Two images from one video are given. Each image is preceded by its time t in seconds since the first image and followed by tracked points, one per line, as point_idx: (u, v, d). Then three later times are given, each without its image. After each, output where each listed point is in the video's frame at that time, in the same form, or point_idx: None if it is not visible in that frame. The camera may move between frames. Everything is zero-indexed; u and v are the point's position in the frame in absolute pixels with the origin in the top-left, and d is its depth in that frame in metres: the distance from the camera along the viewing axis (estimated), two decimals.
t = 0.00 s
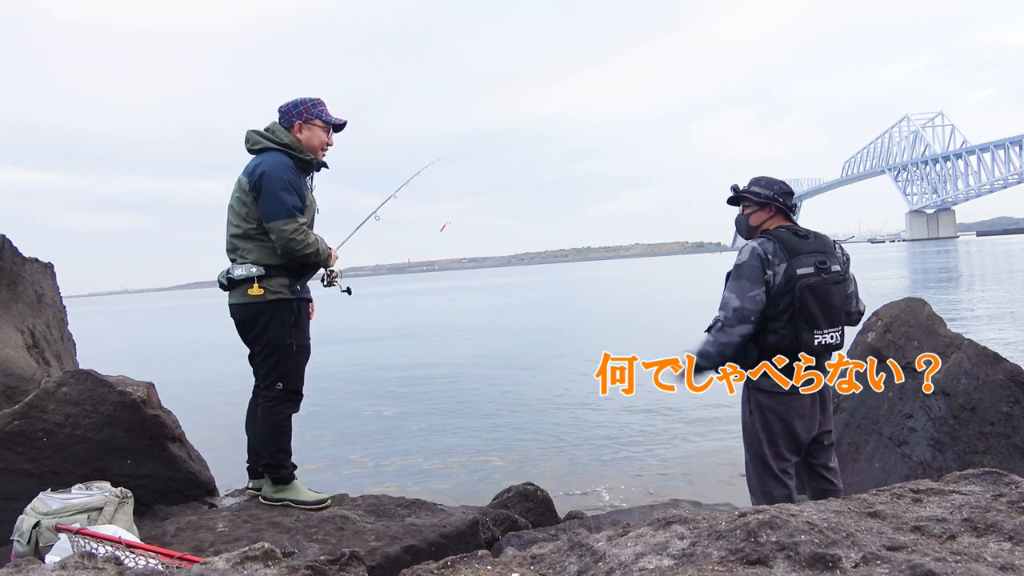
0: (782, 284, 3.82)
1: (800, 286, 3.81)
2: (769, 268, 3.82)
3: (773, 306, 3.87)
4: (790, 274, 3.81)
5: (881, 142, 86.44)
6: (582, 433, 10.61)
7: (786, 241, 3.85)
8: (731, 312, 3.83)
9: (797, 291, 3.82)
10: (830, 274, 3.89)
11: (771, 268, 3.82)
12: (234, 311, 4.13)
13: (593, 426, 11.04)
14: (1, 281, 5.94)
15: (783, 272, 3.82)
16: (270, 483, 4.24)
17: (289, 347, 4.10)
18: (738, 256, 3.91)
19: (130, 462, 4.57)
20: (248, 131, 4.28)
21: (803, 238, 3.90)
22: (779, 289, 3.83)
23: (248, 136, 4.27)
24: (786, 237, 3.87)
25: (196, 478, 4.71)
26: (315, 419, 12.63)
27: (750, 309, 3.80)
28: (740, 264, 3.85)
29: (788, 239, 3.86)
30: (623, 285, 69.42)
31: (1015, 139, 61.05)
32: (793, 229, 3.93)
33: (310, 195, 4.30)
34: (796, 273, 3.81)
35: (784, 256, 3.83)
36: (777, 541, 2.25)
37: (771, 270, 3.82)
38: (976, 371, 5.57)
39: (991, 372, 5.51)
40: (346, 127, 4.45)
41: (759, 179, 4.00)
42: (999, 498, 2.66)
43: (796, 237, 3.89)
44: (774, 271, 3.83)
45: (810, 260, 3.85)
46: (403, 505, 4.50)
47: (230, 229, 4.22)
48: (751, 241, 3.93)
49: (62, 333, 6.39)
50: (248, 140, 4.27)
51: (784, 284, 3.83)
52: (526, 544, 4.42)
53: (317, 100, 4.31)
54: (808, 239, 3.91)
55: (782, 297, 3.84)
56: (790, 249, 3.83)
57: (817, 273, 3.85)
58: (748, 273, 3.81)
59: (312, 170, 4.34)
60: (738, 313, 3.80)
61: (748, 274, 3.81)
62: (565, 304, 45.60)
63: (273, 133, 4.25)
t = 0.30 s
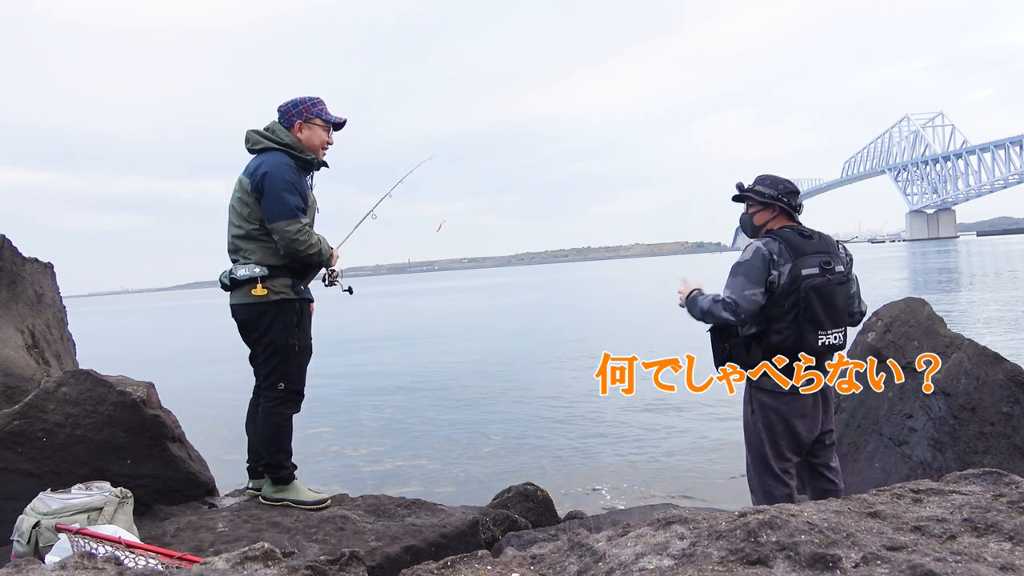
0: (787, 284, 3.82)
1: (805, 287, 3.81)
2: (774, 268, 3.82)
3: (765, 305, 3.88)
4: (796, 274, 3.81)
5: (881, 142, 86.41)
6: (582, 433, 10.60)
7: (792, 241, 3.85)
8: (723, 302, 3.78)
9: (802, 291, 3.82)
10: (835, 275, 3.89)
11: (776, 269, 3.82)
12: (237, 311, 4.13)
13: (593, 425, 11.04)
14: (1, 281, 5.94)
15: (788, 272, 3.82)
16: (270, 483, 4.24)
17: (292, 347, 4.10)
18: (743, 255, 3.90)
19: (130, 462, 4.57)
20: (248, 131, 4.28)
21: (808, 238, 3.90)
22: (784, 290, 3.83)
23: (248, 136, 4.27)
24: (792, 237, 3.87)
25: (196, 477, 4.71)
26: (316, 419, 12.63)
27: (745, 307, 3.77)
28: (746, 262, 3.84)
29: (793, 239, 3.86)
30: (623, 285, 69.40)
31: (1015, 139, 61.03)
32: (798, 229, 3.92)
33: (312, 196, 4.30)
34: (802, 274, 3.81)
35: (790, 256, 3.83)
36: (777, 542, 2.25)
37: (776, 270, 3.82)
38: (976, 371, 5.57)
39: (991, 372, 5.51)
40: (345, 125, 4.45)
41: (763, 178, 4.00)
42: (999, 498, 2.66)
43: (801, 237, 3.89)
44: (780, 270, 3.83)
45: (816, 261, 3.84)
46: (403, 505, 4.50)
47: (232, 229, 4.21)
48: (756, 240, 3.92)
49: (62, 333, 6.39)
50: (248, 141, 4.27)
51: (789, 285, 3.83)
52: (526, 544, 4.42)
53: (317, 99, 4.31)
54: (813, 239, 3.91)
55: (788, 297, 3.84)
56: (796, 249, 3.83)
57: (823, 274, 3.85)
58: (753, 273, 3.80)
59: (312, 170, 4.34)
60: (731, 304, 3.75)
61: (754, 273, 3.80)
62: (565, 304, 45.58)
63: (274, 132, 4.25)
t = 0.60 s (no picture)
0: (792, 284, 3.83)
1: (810, 287, 3.81)
2: (778, 268, 3.82)
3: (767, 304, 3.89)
4: (801, 274, 3.81)
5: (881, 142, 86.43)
6: (583, 433, 10.61)
7: (797, 241, 3.85)
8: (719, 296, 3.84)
9: (806, 292, 3.82)
10: (840, 276, 3.89)
11: (781, 269, 3.82)
12: (238, 311, 4.13)
13: (593, 425, 11.04)
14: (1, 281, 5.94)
15: (793, 272, 3.81)
16: (270, 484, 4.24)
17: (293, 348, 4.10)
18: (748, 253, 3.90)
19: (130, 462, 4.57)
20: (248, 131, 4.28)
21: (813, 239, 3.89)
22: (788, 290, 3.83)
23: (248, 136, 4.27)
24: (797, 237, 3.86)
25: (196, 477, 4.70)
26: (316, 420, 12.62)
27: (741, 305, 3.78)
28: (750, 261, 3.84)
29: (800, 239, 3.86)
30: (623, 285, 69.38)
31: (1015, 139, 61.04)
32: (804, 230, 3.91)
33: (313, 196, 4.30)
34: (806, 274, 3.81)
35: (796, 256, 3.83)
36: (777, 541, 2.25)
37: (780, 270, 3.82)
38: (976, 371, 5.58)
39: (991, 372, 5.52)
40: (345, 124, 4.45)
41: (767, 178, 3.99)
42: (999, 498, 2.66)
43: (807, 237, 3.88)
44: (785, 270, 3.82)
45: (821, 262, 3.84)
46: (402, 505, 4.50)
47: (233, 229, 4.21)
48: (761, 240, 3.92)
49: (62, 333, 6.38)
50: (249, 141, 4.27)
51: (793, 285, 3.83)
52: (526, 544, 4.42)
53: (316, 98, 4.31)
54: (818, 240, 3.90)
55: (792, 298, 3.84)
56: (800, 249, 3.83)
57: (828, 275, 3.84)
58: (758, 272, 3.80)
59: (312, 169, 4.34)
60: (727, 298, 3.79)
61: (758, 273, 3.79)
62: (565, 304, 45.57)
63: (274, 132, 4.24)
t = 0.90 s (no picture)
0: (794, 284, 3.83)
1: (812, 287, 3.82)
2: (781, 268, 3.82)
3: (766, 303, 3.90)
4: (804, 275, 3.81)
5: (881, 142, 86.46)
6: (582, 433, 10.62)
7: (800, 241, 3.85)
8: (718, 292, 3.87)
9: (809, 292, 3.82)
10: (842, 276, 3.88)
11: (784, 268, 3.82)
12: (239, 311, 4.14)
13: (593, 425, 11.04)
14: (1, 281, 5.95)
15: (796, 273, 3.82)
16: (271, 483, 4.24)
17: (293, 347, 4.10)
18: (749, 251, 3.90)
19: (130, 462, 4.57)
20: (250, 131, 4.29)
21: (816, 238, 3.89)
22: (790, 290, 3.84)
23: (250, 136, 4.28)
24: (799, 237, 3.86)
25: (196, 477, 4.70)
26: (316, 420, 12.62)
27: (738, 302, 3.78)
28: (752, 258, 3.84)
29: (802, 239, 3.86)
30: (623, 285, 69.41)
31: (1015, 139, 61.06)
32: (807, 229, 3.91)
33: (313, 196, 4.30)
34: (809, 274, 3.81)
35: (799, 256, 3.83)
36: (777, 541, 2.25)
37: (784, 270, 3.82)
38: (976, 371, 5.59)
39: (991, 372, 5.53)
40: (347, 125, 4.45)
41: (771, 177, 3.99)
42: (999, 498, 2.66)
43: (809, 237, 3.88)
44: (787, 270, 3.82)
45: (824, 262, 3.84)
46: (402, 505, 4.50)
47: (234, 229, 4.21)
48: (764, 239, 3.92)
49: (62, 333, 6.38)
50: (250, 141, 4.27)
51: (796, 285, 3.83)
52: (526, 544, 4.42)
53: (317, 99, 4.31)
54: (821, 240, 3.90)
55: (794, 298, 3.85)
56: (803, 249, 3.83)
57: (830, 275, 3.84)
58: (760, 272, 3.79)
59: (314, 170, 4.34)
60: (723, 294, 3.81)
61: (760, 272, 3.79)
62: (565, 304, 45.58)
63: (275, 132, 4.25)
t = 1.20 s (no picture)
0: (795, 284, 3.84)
1: (813, 287, 3.82)
2: (783, 268, 3.82)
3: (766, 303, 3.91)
4: (805, 274, 3.82)
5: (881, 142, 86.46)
6: (583, 433, 10.61)
7: (800, 241, 3.85)
8: (718, 293, 3.87)
9: (810, 292, 3.83)
10: (843, 276, 3.88)
11: (785, 268, 3.82)
12: (239, 311, 4.13)
13: (593, 425, 11.04)
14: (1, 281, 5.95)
15: (797, 272, 3.82)
16: (271, 483, 4.24)
17: (293, 347, 4.10)
18: (750, 251, 3.90)
19: (130, 462, 4.57)
20: (254, 131, 4.29)
21: (816, 238, 3.90)
22: (791, 290, 3.84)
23: (254, 135, 4.28)
24: (800, 237, 3.87)
25: (195, 478, 4.70)
26: (316, 420, 12.62)
27: (738, 301, 3.78)
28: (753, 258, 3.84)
29: (802, 239, 3.86)
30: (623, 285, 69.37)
31: (1015, 139, 61.05)
32: (807, 229, 3.92)
33: (315, 196, 4.29)
34: (810, 274, 3.82)
35: (800, 255, 3.83)
36: (777, 541, 2.25)
37: (785, 270, 3.82)
38: (976, 371, 5.59)
39: (991, 372, 5.53)
40: (350, 125, 4.44)
41: (772, 176, 3.98)
42: (999, 498, 2.66)
43: (809, 237, 3.89)
44: (788, 270, 3.82)
45: (825, 261, 3.84)
46: (403, 505, 4.50)
47: (235, 229, 4.21)
48: (765, 239, 3.92)
49: (62, 333, 6.38)
50: (254, 141, 4.28)
51: (797, 285, 3.84)
52: (526, 544, 4.42)
53: (320, 100, 4.31)
54: (821, 239, 3.90)
55: (795, 298, 3.85)
56: (804, 249, 3.83)
57: (831, 275, 3.84)
58: (761, 272, 3.79)
59: (316, 170, 4.35)
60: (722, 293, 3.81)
61: (761, 272, 3.79)
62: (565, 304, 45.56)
63: (279, 132, 4.24)
